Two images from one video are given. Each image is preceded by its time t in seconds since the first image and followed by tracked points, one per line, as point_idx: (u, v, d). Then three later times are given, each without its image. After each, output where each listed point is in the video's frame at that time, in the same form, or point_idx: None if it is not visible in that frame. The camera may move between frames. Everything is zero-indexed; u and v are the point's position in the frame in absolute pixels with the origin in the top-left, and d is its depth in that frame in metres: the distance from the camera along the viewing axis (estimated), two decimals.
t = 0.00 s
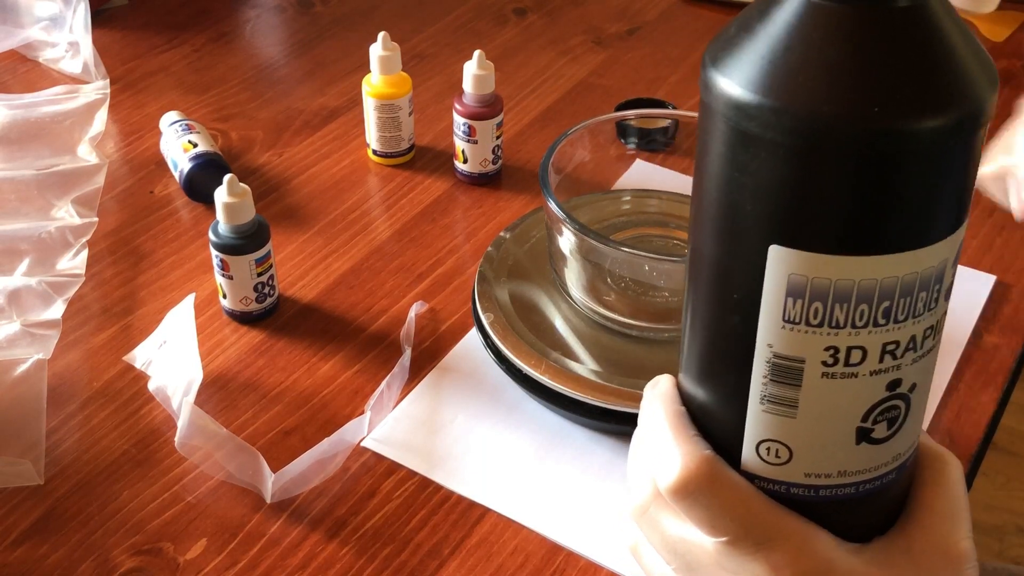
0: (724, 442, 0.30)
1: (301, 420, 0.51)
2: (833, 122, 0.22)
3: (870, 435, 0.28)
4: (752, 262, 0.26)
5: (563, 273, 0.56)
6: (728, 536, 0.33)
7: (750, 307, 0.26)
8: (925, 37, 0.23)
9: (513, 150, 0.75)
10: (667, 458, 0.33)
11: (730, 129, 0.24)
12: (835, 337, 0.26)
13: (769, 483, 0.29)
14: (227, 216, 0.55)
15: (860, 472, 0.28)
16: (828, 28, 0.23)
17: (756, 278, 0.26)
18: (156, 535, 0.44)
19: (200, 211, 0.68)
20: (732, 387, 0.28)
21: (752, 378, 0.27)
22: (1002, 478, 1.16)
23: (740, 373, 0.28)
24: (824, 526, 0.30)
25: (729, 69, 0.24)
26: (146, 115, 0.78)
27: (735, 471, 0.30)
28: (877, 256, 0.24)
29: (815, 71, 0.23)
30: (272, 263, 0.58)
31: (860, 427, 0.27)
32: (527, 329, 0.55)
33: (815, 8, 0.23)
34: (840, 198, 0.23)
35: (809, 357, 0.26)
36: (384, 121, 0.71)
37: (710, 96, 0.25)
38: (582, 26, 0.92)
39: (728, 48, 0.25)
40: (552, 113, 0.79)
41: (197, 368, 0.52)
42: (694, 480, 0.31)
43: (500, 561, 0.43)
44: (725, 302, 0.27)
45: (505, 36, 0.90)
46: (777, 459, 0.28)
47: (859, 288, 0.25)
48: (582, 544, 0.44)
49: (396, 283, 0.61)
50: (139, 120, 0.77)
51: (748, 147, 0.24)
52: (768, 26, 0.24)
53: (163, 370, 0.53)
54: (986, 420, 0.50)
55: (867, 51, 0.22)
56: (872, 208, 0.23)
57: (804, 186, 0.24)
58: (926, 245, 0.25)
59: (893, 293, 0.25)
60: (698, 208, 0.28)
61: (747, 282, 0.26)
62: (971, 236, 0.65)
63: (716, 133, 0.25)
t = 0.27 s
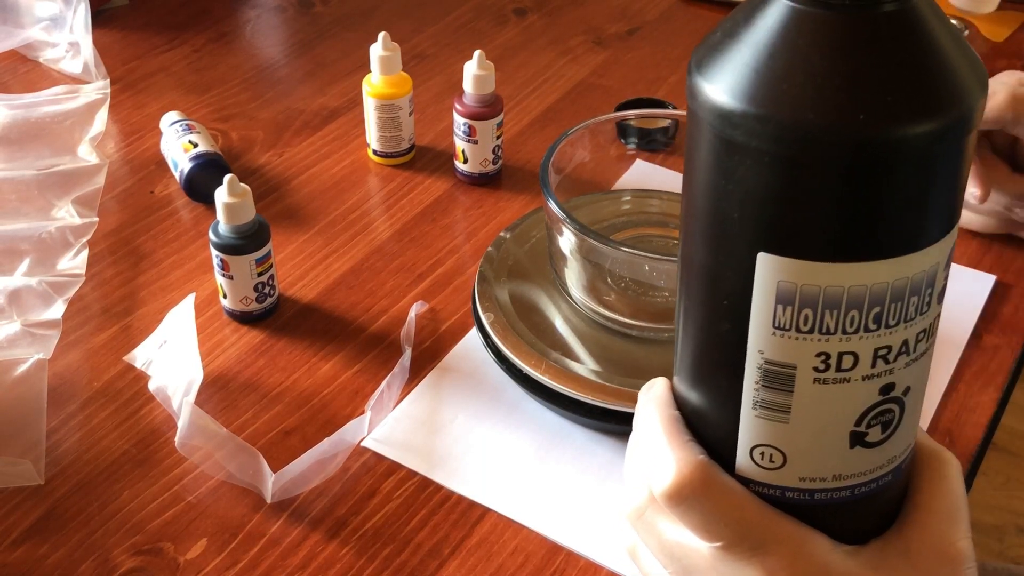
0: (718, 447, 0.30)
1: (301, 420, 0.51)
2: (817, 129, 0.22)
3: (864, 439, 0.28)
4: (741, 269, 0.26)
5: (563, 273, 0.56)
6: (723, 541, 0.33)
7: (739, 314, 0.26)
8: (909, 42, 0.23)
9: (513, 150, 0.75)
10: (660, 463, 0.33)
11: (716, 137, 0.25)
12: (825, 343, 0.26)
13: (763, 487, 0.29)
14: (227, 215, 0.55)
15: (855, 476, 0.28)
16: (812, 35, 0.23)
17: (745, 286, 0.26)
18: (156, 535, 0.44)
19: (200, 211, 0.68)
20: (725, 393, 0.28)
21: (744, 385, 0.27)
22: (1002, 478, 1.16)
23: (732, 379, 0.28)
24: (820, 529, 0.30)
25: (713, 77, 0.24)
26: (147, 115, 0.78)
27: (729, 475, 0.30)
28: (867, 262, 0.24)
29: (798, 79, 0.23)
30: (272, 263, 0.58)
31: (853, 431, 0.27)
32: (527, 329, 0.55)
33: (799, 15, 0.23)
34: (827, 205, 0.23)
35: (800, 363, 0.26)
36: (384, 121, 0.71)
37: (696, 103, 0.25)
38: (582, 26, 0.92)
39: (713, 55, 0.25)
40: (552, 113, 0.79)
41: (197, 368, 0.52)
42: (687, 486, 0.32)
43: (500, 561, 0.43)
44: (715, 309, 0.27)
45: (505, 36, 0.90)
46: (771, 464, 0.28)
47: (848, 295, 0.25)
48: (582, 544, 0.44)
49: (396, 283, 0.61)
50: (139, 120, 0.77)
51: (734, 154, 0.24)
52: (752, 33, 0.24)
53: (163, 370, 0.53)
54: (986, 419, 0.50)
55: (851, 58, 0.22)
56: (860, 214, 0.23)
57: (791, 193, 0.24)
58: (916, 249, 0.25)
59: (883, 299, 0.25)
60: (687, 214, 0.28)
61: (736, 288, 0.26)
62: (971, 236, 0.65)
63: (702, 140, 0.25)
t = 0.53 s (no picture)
0: (712, 451, 0.30)
1: (301, 420, 0.51)
2: (801, 134, 0.22)
3: (856, 441, 0.28)
4: (729, 273, 0.26)
5: (563, 273, 0.56)
6: (717, 544, 0.33)
7: (729, 318, 0.26)
8: (892, 44, 0.22)
9: (513, 150, 0.75)
10: (654, 466, 0.33)
11: (700, 142, 0.24)
12: (815, 346, 0.26)
13: (758, 489, 0.29)
14: (227, 215, 0.55)
15: (849, 478, 0.28)
16: (794, 39, 0.23)
17: (733, 289, 0.26)
18: (156, 535, 0.44)
19: (200, 211, 0.68)
20: (717, 397, 0.28)
21: (735, 389, 0.27)
22: (1002, 478, 1.16)
23: (723, 383, 0.28)
24: (814, 531, 0.30)
25: (696, 82, 0.24)
26: (147, 115, 0.78)
27: (723, 478, 0.30)
28: (855, 264, 0.24)
29: (781, 83, 0.23)
30: (272, 263, 0.58)
31: (845, 433, 0.27)
32: (527, 329, 0.55)
33: (781, 19, 0.23)
34: (812, 209, 0.23)
35: (790, 366, 0.26)
36: (384, 121, 0.71)
37: (680, 109, 0.25)
38: (582, 26, 0.92)
39: (696, 60, 0.25)
40: (552, 113, 0.79)
41: (197, 368, 0.52)
42: (682, 489, 0.32)
43: (500, 561, 0.43)
44: (704, 313, 0.27)
45: (505, 36, 0.90)
46: (764, 467, 0.28)
47: (837, 298, 0.25)
48: (582, 544, 0.44)
49: (396, 283, 0.61)
50: (139, 120, 0.77)
51: (718, 160, 0.24)
52: (734, 37, 0.24)
53: (164, 370, 0.53)
54: (986, 420, 0.50)
55: (833, 62, 0.22)
56: (846, 218, 0.23)
57: (776, 198, 0.24)
58: (904, 251, 0.25)
59: (872, 301, 0.25)
60: (674, 218, 0.28)
61: (725, 292, 0.26)
62: (971, 237, 0.65)
63: (687, 145, 0.25)
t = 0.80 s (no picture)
0: (707, 453, 0.31)
1: (301, 420, 0.51)
2: (787, 138, 0.22)
3: (850, 443, 0.28)
4: (719, 276, 0.26)
5: (563, 273, 0.56)
6: (713, 546, 0.33)
7: (720, 321, 0.26)
8: (879, 47, 0.22)
9: (513, 150, 0.75)
10: (649, 468, 0.33)
11: (688, 146, 0.25)
12: (806, 349, 0.26)
13: (752, 492, 0.29)
14: (227, 215, 0.55)
15: (844, 480, 0.28)
16: (780, 43, 0.23)
17: (724, 292, 0.26)
18: (156, 535, 0.44)
19: (201, 211, 0.68)
20: (711, 400, 0.28)
21: (728, 391, 0.27)
22: (1002, 478, 1.16)
23: (716, 386, 0.28)
24: (810, 533, 0.30)
25: (684, 86, 0.24)
26: (147, 115, 0.78)
27: (718, 481, 0.30)
28: (846, 267, 0.24)
29: (767, 87, 0.23)
30: (272, 263, 0.58)
31: (839, 435, 0.27)
32: (527, 329, 0.55)
33: (767, 23, 0.23)
34: (800, 212, 0.23)
35: (781, 369, 0.26)
36: (384, 121, 0.71)
37: (669, 112, 0.25)
38: (582, 26, 0.92)
39: (685, 63, 0.25)
40: (552, 113, 0.79)
41: (197, 368, 0.52)
42: (676, 492, 0.32)
43: (500, 561, 0.43)
44: (696, 316, 0.27)
45: (505, 36, 0.90)
46: (758, 469, 0.28)
47: (827, 301, 0.25)
48: (582, 543, 0.44)
49: (396, 283, 0.61)
50: (139, 120, 0.77)
51: (706, 163, 0.24)
52: (721, 41, 0.24)
53: (163, 370, 0.53)
54: (987, 419, 0.50)
55: (820, 64, 0.22)
56: (834, 220, 0.23)
57: (764, 200, 0.24)
58: (895, 253, 0.25)
59: (863, 304, 0.25)
60: (666, 222, 0.28)
61: (715, 295, 0.26)
62: (972, 236, 0.65)
63: (675, 149, 0.25)
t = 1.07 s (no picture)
0: (702, 456, 0.31)
1: (301, 420, 0.51)
2: (772, 141, 0.22)
3: (844, 445, 0.27)
4: (709, 279, 0.26)
5: (563, 273, 0.56)
6: (708, 548, 0.34)
7: (711, 324, 0.26)
8: (866, 49, 0.22)
9: (513, 150, 0.75)
10: (645, 471, 0.33)
11: (676, 151, 0.25)
12: (796, 351, 0.26)
13: (747, 494, 0.29)
14: (227, 215, 0.55)
15: (838, 481, 0.28)
16: (766, 46, 0.23)
17: (715, 295, 0.26)
18: (156, 535, 0.44)
19: (200, 211, 0.68)
20: (705, 403, 0.28)
21: (720, 394, 0.28)
22: (1002, 478, 1.16)
23: (708, 389, 0.28)
24: (806, 535, 0.30)
25: (670, 91, 0.24)
26: (147, 115, 0.78)
27: (713, 483, 0.31)
28: (836, 269, 0.24)
29: (753, 91, 0.23)
30: (272, 263, 0.58)
31: (832, 437, 0.27)
32: (527, 329, 0.55)
33: (752, 27, 0.23)
34: (788, 215, 0.23)
35: (772, 371, 0.26)
36: (384, 121, 0.71)
37: (656, 117, 0.25)
38: (582, 27, 0.92)
39: (671, 68, 0.25)
40: (552, 113, 0.79)
41: (197, 368, 0.52)
42: (671, 495, 0.32)
43: (500, 561, 0.43)
44: (687, 319, 0.27)
45: (504, 36, 0.90)
46: (752, 471, 0.28)
47: (816, 303, 0.25)
48: (582, 543, 0.44)
49: (396, 283, 0.61)
50: (139, 120, 0.77)
51: (694, 167, 0.24)
52: (707, 45, 0.24)
53: (163, 370, 0.53)
54: (986, 419, 0.50)
55: (806, 67, 0.22)
56: (822, 223, 0.23)
57: (752, 204, 0.24)
58: (885, 254, 0.25)
59: (853, 306, 0.25)
60: (657, 225, 0.28)
61: (705, 298, 0.26)
62: (972, 236, 0.65)
63: (664, 153, 0.25)
